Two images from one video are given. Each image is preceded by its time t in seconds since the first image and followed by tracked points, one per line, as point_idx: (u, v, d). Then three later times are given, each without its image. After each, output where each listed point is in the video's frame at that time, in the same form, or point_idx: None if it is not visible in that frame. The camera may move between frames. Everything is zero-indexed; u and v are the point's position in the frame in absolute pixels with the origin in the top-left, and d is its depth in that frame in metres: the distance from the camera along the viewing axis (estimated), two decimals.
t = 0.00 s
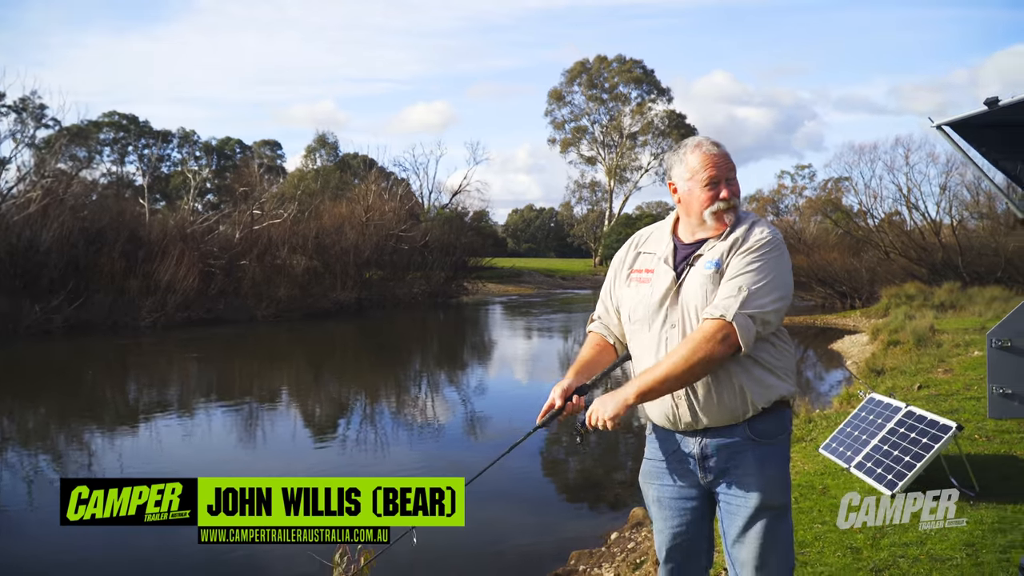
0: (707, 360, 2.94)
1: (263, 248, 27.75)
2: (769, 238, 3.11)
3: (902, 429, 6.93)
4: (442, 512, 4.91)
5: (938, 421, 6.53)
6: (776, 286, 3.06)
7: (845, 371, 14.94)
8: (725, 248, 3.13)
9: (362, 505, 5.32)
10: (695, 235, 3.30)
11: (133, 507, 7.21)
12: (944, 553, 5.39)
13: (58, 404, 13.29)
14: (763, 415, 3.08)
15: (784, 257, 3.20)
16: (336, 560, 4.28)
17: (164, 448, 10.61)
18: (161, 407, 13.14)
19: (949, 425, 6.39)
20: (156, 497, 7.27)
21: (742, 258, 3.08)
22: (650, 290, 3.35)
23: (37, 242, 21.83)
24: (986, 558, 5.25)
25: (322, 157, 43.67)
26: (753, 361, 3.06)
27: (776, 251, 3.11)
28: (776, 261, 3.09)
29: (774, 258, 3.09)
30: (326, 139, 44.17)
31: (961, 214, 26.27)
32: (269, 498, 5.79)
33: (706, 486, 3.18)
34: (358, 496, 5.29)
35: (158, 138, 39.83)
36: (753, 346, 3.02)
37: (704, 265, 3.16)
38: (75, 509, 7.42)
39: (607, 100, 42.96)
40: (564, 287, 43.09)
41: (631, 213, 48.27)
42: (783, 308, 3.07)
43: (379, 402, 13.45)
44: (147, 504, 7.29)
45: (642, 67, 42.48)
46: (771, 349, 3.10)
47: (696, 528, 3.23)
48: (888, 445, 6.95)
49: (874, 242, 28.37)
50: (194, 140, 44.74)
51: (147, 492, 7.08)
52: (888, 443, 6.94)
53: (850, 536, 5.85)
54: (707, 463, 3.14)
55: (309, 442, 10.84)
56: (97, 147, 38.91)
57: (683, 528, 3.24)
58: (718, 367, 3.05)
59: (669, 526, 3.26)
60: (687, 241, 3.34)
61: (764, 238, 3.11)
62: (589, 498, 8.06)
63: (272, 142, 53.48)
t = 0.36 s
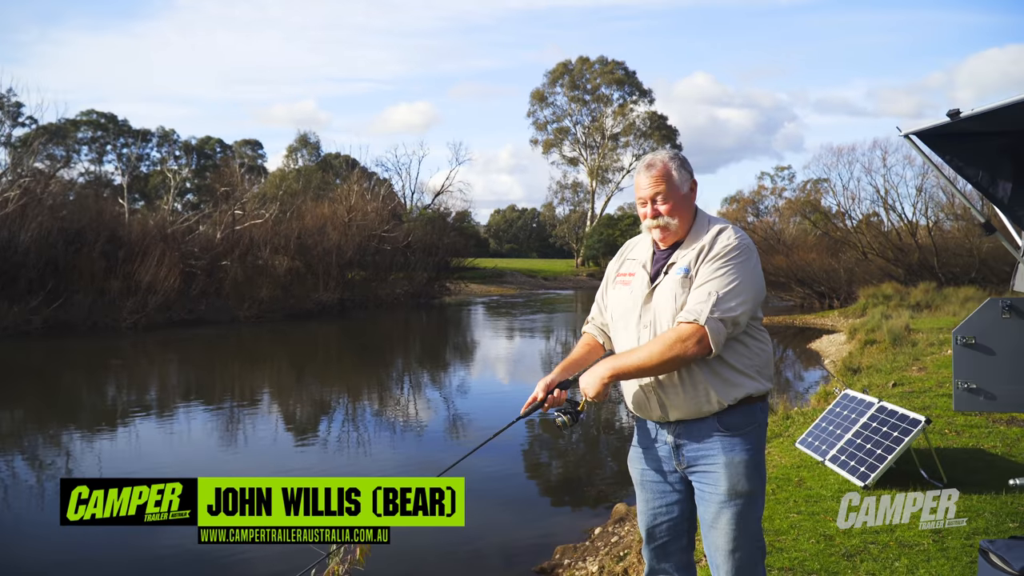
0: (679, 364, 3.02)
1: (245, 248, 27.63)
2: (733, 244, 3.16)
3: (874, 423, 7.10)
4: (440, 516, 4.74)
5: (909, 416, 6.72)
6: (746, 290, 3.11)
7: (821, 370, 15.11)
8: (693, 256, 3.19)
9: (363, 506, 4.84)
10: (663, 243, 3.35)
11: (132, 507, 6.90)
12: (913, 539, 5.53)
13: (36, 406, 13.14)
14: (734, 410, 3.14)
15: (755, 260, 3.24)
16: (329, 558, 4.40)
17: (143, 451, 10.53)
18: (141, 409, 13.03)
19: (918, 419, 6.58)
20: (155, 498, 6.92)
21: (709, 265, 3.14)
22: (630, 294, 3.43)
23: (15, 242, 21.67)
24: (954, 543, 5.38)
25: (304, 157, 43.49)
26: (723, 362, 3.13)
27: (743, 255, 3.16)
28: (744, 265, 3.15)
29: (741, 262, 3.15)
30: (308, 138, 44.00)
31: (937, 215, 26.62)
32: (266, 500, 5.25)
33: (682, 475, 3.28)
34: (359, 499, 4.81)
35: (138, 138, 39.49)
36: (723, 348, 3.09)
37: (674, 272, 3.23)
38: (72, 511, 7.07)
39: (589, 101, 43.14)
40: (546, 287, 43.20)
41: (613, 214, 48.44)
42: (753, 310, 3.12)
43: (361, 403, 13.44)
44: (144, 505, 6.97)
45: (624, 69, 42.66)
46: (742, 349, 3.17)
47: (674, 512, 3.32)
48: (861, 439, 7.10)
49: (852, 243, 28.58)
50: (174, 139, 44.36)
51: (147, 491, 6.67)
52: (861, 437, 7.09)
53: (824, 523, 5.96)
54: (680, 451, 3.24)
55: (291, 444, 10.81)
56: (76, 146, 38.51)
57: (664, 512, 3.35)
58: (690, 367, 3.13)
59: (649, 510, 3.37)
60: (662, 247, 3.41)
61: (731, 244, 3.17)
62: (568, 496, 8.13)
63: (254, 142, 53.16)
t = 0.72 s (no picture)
0: (629, 373, 3.16)
1: (216, 248, 27.36)
2: (670, 250, 3.25)
3: (839, 416, 7.25)
4: (444, 516, 4.68)
5: (871, 409, 6.88)
6: (689, 292, 3.18)
7: (789, 369, 15.32)
8: (639, 265, 3.31)
9: (363, 508, 4.64)
10: (616, 251, 3.54)
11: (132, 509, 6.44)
12: (874, 525, 5.67)
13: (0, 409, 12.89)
14: (692, 403, 3.24)
15: (702, 260, 3.30)
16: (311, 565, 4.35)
17: (111, 454, 10.37)
18: (108, 411, 12.84)
19: (879, 412, 6.72)
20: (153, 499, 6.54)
21: (649, 273, 3.26)
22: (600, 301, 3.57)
23: None
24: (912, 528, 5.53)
25: (276, 156, 43.14)
26: (675, 364, 3.24)
27: (684, 258, 3.23)
28: (685, 268, 3.22)
29: (683, 266, 3.22)
30: (280, 138, 43.67)
31: (902, 216, 27.10)
32: (267, 501, 4.90)
33: (651, 461, 3.41)
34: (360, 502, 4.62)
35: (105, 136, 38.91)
36: (673, 350, 3.20)
37: (625, 282, 3.38)
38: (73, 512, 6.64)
39: (562, 102, 43.30)
40: (519, 288, 43.27)
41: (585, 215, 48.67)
42: (698, 309, 3.19)
43: (333, 404, 13.38)
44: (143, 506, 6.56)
45: (597, 70, 42.87)
46: (696, 347, 3.26)
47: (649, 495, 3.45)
48: (826, 432, 7.25)
49: (820, 244, 28.95)
50: (143, 137, 43.77)
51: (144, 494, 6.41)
52: (826, 430, 7.24)
53: (789, 512, 6.06)
54: (647, 440, 3.37)
55: (263, 445, 10.72)
56: (41, 144, 37.86)
57: (639, 496, 3.48)
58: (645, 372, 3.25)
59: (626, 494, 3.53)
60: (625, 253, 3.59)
61: (670, 249, 3.26)
62: (542, 495, 8.19)
63: (224, 141, 52.60)
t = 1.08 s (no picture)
0: (568, 371, 3.34)
1: (177, 248, 26.96)
2: (608, 254, 3.39)
3: (791, 408, 7.42)
4: (444, 515, 4.97)
5: (821, 401, 7.04)
6: (623, 293, 3.32)
7: (750, 366, 15.55)
8: (578, 270, 3.46)
9: (364, 506, 5.02)
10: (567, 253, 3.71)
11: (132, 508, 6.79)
12: (822, 509, 5.80)
13: None
14: (633, 392, 3.41)
15: (640, 261, 3.42)
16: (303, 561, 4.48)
17: (70, 456, 10.21)
18: (66, 414, 12.60)
19: (828, 404, 6.87)
20: (156, 497, 6.82)
21: (587, 276, 3.41)
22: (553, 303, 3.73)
23: None
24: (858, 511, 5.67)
25: (237, 155, 42.59)
26: (618, 359, 3.42)
27: (620, 261, 3.37)
28: (620, 271, 3.35)
29: (619, 269, 3.35)
30: (242, 136, 43.13)
31: (860, 217, 27.63)
32: (268, 500, 5.37)
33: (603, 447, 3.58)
34: (360, 499, 4.98)
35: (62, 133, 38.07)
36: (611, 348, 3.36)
37: (568, 284, 3.54)
38: (73, 511, 6.85)
39: (526, 102, 43.40)
40: (484, 288, 43.27)
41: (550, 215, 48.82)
42: (631, 309, 3.33)
43: (297, 405, 13.27)
44: (146, 503, 6.84)
45: (561, 71, 43.01)
46: (634, 342, 3.42)
47: (604, 480, 3.59)
48: (779, 423, 7.42)
49: (780, 244, 29.39)
50: (100, 135, 42.89)
51: (149, 490, 6.65)
52: (779, 421, 7.41)
53: (743, 498, 6.20)
54: (598, 425, 3.54)
55: (225, 446, 10.62)
56: None
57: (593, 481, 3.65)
58: (586, 369, 3.43)
59: (583, 480, 3.69)
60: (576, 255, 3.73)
61: (608, 253, 3.39)
62: (507, 494, 8.21)
63: (184, 138, 51.80)
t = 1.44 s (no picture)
0: (527, 360, 3.64)
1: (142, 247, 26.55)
2: (561, 250, 3.68)
3: (748, 401, 7.57)
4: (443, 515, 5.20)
5: (775, 393, 7.19)
6: (576, 287, 3.60)
7: (716, 365, 15.71)
8: (535, 267, 3.76)
9: (364, 507, 5.05)
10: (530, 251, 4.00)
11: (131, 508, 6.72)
12: (774, 495, 5.99)
13: None
14: (586, 380, 3.69)
15: (591, 256, 3.72)
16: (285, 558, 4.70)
17: (33, 459, 10.07)
18: (28, 417, 12.39)
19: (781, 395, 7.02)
20: (155, 497, 6.75)
21: (543, 272, 3.71)
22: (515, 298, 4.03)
23: None
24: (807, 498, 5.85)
25: (203, 154, 42.04)
26: (572, 349, 3.70)
27: (572, 257, 3.66)
28: (572, 266, 3.64)
29: (571, 264, 3.64)
30: (208, 134, 42.60)
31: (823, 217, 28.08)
32: (268, 499, 5.23)
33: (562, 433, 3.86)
34: (360, 500, 5.00)
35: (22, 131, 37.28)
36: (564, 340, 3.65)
37: (527, 281, 3.83)
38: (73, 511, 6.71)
39: (495, 102, 43.44)
40: (454, 287, 43.21)
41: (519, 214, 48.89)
42: (583, 302, 3.61)
43: (265, 405, 13.19)
44: (146, 502, 6.72)
45: (530, 71, 43.11)
46: (587, 333, 3.71)
47: (565, 463, 3.89)
48: (736, 415, 7.56)
49: (746, 243, 29.74)
50: (62, 133, 42.09)
51: (148, 490, 6.55)
52: (737, 413, 7.56)
53: (699, 485, 6.37)
54: (557, 412, 3.83)
55: (192, 447, 10.54)
56: None
57: (556, 465, 3.93)
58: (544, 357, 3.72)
59: (546, 464, 3.98)
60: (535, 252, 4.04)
61: (561, 250, 3.69)
62: (475, 493, 8.24)
63: (148, 137, 51.04)
